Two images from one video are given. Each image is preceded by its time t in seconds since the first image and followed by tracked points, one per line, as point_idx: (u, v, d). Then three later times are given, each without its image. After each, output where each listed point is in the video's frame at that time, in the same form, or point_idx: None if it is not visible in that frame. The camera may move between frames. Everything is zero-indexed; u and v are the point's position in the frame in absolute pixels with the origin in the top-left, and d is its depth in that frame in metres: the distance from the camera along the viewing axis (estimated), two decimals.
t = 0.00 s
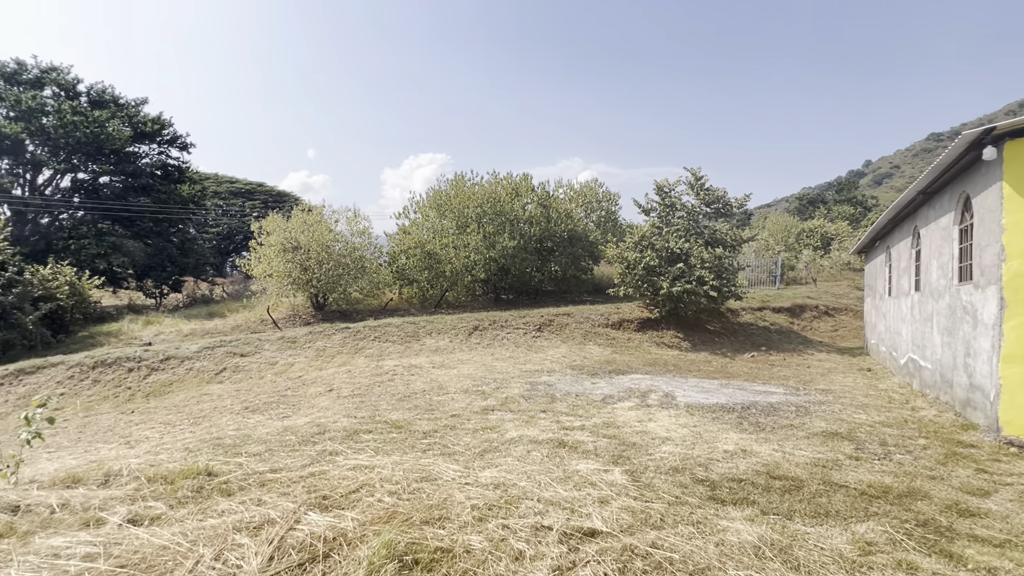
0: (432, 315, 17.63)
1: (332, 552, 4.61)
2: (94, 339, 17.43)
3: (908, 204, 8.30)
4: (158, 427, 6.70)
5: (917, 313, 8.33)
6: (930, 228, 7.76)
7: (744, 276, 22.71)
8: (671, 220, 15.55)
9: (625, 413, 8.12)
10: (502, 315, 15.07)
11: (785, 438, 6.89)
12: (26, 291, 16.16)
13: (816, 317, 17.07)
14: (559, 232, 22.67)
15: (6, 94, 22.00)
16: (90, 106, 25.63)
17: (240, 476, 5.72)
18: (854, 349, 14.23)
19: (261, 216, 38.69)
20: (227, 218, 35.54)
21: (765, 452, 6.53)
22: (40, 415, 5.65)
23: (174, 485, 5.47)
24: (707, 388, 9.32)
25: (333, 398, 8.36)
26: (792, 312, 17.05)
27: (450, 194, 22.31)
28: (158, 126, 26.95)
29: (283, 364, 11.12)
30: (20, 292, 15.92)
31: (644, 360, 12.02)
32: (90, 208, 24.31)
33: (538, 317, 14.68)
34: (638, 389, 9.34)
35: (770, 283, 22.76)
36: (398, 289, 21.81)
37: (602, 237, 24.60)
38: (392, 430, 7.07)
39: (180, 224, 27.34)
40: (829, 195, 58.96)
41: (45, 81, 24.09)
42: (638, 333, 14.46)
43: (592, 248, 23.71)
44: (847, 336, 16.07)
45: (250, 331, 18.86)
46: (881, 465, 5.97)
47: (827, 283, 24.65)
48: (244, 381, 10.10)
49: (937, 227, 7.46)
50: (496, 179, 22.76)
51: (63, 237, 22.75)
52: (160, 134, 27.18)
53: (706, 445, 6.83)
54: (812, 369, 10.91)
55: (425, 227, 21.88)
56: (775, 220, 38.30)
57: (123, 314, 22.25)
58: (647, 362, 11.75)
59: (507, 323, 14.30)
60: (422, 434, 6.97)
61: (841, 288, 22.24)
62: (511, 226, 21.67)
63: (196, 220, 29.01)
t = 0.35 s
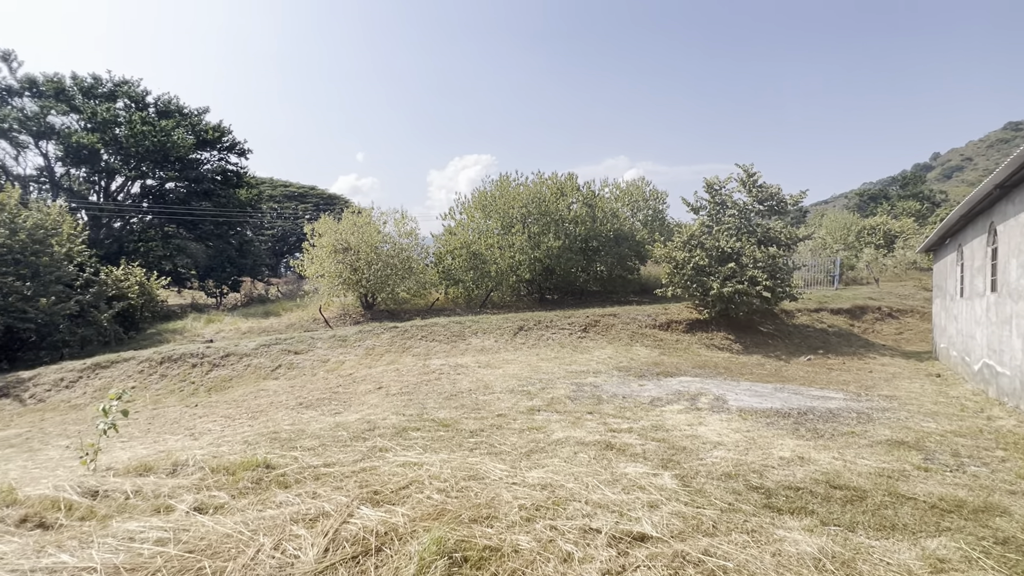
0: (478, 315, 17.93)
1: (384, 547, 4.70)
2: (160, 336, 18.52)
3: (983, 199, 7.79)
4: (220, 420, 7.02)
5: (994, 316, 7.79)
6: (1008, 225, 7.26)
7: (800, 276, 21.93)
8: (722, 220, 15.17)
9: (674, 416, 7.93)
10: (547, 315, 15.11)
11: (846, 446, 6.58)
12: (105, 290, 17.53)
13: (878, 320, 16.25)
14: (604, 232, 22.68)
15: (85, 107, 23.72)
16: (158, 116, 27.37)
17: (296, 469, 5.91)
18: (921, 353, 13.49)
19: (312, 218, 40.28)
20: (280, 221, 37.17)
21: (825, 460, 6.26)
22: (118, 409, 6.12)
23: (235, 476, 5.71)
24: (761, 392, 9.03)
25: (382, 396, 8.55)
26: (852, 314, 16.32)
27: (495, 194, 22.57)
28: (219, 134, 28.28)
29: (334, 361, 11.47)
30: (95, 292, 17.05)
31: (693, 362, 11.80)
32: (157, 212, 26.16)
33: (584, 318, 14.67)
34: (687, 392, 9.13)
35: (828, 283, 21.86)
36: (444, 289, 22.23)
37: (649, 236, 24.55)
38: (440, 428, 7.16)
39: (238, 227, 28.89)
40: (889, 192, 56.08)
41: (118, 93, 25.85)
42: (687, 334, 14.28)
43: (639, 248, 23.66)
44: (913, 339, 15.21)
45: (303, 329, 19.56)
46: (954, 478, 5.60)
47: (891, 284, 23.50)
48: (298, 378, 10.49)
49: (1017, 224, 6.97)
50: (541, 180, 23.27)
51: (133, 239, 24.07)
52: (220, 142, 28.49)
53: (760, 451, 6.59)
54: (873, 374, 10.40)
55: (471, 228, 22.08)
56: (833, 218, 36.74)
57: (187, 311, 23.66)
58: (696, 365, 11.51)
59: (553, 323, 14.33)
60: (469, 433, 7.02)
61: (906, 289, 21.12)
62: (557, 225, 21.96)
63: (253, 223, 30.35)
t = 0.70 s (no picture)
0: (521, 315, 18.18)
1: (430, 543, 4.75)
2: (215, 333, 19.39)
3: None
4: (271, 415, 7.28)
5: None
6: None
7: (855, 276, 21.17)
8: (772, 219, 14.47)
9: (721, 420, 7.71)
10: (589, 315, 15.05)
11: (908, 455, 6.25)
12: (165, 289, 18.84)
13: (941, 322, 15.40)
14: (648, 231, 22.61)
15: (147, 115, 25.10)
16: (214, 123, 28.68)
17: (344, 464, 6.06)
18: (989, 357, 12.73)
19: (357, 219, 41.49)
20: (328, 222, 38.44)
21: (885, 469, 5.96)
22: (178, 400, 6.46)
23: (287, 468, 5.90)
24: (814, 397, 8.71)
25: (426, 394, 8.67)
26: (912, 316, 15.57)
27: (537, 194, 22.71)
28: (269, 139, 29.36)
29: (379, 359, 11.73)
30: (156, 291, 18.13)
31: (741, 364, 11.52)
32: (212, 215, 27.15)
33: (627, 318, 14.64)
34: (735, 395, 8.88)
35: (886, 283, 20.94)
36: (486, 288, 22.51)
37: (693, 235, 24.53)
38: (483, 427, 7.20)
39: (288, 228, 29.85)
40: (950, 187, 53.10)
41: (178, 102, 27.26)
42: (734, 335, 14.11)
43: (683, 247, 23.77)
44: (980, 343, 14.35)
45: (350, 327, 20.11)
46: None
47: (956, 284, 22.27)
48: (345, 375, 10.78)
49: None
50: (583, 178, 23.32)
51: (193, 241, 25.67)
52: (271, 146, 29.53)
53: (814, 458, 6.34)
54: (936, 379, 9.87)
55: (512, 228, 22.36)
56: (892, 214, 35.07)
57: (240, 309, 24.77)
58: (744, 367, 11.20)
59: (595, 323, 14.27)
60: (511, 432, 7.03)
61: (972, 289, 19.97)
62: (599, 225, 21.84)
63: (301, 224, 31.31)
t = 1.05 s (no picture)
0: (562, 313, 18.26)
1: (473, 539, 4.78)
2: (265, 329, 20.14)
3: None
4: (318, 409, 7.49)
5: None
6: None
7: (917, 275, 20.09)
8: (824, 215, 14.42)
9: (770, 424, 7.46)
10: (630, 315, 14.81)
11: (976, 466, 5.88)
12: (219, 286, 19.81)
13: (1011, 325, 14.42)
14: (692, 229, 22.39)
15: (203, 120, 26.31)
16: (264, 126, 29.84)
17: (388, 459, 6.16)
18: None
19: (398, 219, 42.47)
20: (371, 222, 39.32)
21: (950, 480, 5.63)
22: (233, 393, 6.73)
23: (334, 462, 6.05)
24: (870, 402, 8.32)
25: (467, 392, 8.73)
26: (980, 318, 14.67)
27: (577, 191, 22.68)
28: (316, 141, 30.25)
29: (421, 356, 11.92)
30: (211, 289, 19.16)
31: (790, 366, 11.14)
32: (262, 215, 28.13)
33: (670, 317, 14.38)
34: (785, 398, 8.57)
35: (949, 283, 19.84)
36: (526, 287, 22.60)
37: (740, 233, 24.12)
38: (524, 425, 7.19)
39: (333, 228, 31.44)
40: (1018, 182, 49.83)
41: (230, 107, 28.48)
42: (783, 336, 13.68)
43: (729, 245, 23.48)
44: None
45: (393, 325, 20.52)
46: None
47: None
48: (388, 372, 11.00)
49: None
50: (625, 174, 23.13)
51: (243, 240, 26.86)
52: (317, 148, 30.32)
53: (872, 466, 6.05)
54: (1006, 386, 9.27)
55: (554, 227, 22.65)
56: (956, 210, 33.17)
57: (288, 306, 25.67)
58: (793, 369, 10.82)
59: (637, 323, 14.10)
60: (553, 431, 7.00)
61: None
62: (642, 223, 21.42)
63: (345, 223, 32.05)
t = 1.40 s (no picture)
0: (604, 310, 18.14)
1: (517, 535, 4.79)
2: (314, 323, 20.80)
3: None
4: (364, 402, 7.68)
5: None
6: None
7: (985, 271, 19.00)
8: (882, 208, 13.64)
9: (823, 425, 7.17)
10: (674, 312, 14.61)
11: None
12: (270, 282, 20.53)
13: None
14: (739, 223, 22.60)
15: (253, 122, 27.31)
16: (311, 126, 30.73)
17: (432, 452, 6.26)
18: None
19: (441, 216, 43.30)
20: (413, 219, 39.96)
21: None
22: (283, 384, 7.01)
23: (380, 454, 6.19)
24: (933, 405, 7.90)
25: (509, 387, 8.77)
26: None
27: (620, 186, 22.63)
28: (360, 140, 30.83)
29: (462, 352, 12.07)
30: (262, 284, 19.71)
31: (845, 366, 10.70)
32: (309, 213, 29.27)
33: (716, 315, 14.10)
34: (839, 399, 8.23)
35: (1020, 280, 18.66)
36: (567, 283, 22.52)
37: (790, 227, 23.77)
38: (566, 422, 7.17)
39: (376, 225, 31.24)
40: None
41: (279, 107, 29.42)
42: (836, 335, 13.20)
43: (779, 240, 23.34)
44: None
45: (435, 320, 20.84)
46: None
47: None
48: (430, 367, 11.20)
49: None
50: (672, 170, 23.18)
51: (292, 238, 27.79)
52: (361, 147, 30.99)
53: (936, 473, 5.73)
54: None
55: (594, 222, 22.18)
56: None
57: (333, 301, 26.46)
58: (848, 370, 10.38)
59: (681, 320, 13.87)
60: (595, 429, 6.95)
61: None
62: (686, 217, 21.61)
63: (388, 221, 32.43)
